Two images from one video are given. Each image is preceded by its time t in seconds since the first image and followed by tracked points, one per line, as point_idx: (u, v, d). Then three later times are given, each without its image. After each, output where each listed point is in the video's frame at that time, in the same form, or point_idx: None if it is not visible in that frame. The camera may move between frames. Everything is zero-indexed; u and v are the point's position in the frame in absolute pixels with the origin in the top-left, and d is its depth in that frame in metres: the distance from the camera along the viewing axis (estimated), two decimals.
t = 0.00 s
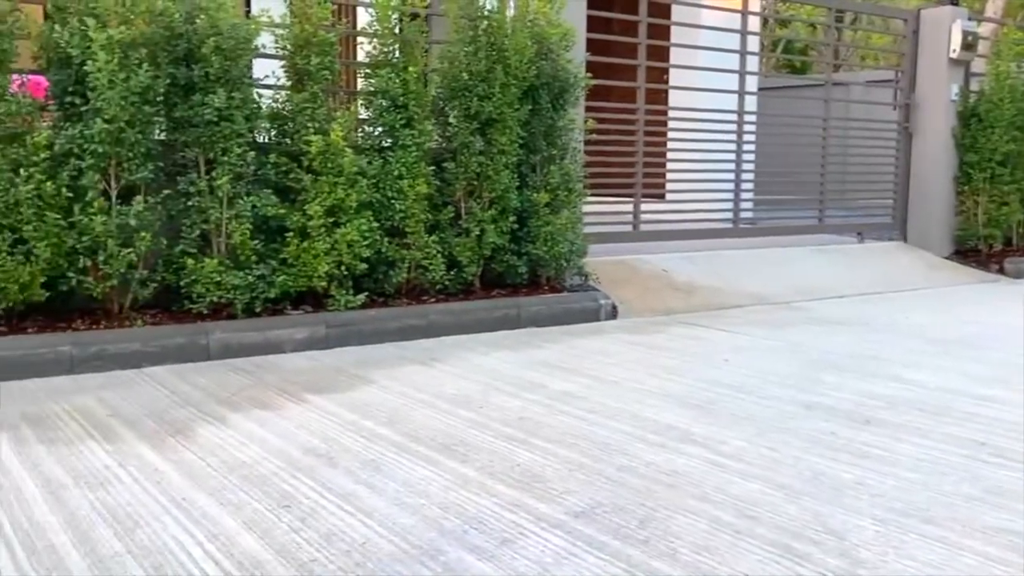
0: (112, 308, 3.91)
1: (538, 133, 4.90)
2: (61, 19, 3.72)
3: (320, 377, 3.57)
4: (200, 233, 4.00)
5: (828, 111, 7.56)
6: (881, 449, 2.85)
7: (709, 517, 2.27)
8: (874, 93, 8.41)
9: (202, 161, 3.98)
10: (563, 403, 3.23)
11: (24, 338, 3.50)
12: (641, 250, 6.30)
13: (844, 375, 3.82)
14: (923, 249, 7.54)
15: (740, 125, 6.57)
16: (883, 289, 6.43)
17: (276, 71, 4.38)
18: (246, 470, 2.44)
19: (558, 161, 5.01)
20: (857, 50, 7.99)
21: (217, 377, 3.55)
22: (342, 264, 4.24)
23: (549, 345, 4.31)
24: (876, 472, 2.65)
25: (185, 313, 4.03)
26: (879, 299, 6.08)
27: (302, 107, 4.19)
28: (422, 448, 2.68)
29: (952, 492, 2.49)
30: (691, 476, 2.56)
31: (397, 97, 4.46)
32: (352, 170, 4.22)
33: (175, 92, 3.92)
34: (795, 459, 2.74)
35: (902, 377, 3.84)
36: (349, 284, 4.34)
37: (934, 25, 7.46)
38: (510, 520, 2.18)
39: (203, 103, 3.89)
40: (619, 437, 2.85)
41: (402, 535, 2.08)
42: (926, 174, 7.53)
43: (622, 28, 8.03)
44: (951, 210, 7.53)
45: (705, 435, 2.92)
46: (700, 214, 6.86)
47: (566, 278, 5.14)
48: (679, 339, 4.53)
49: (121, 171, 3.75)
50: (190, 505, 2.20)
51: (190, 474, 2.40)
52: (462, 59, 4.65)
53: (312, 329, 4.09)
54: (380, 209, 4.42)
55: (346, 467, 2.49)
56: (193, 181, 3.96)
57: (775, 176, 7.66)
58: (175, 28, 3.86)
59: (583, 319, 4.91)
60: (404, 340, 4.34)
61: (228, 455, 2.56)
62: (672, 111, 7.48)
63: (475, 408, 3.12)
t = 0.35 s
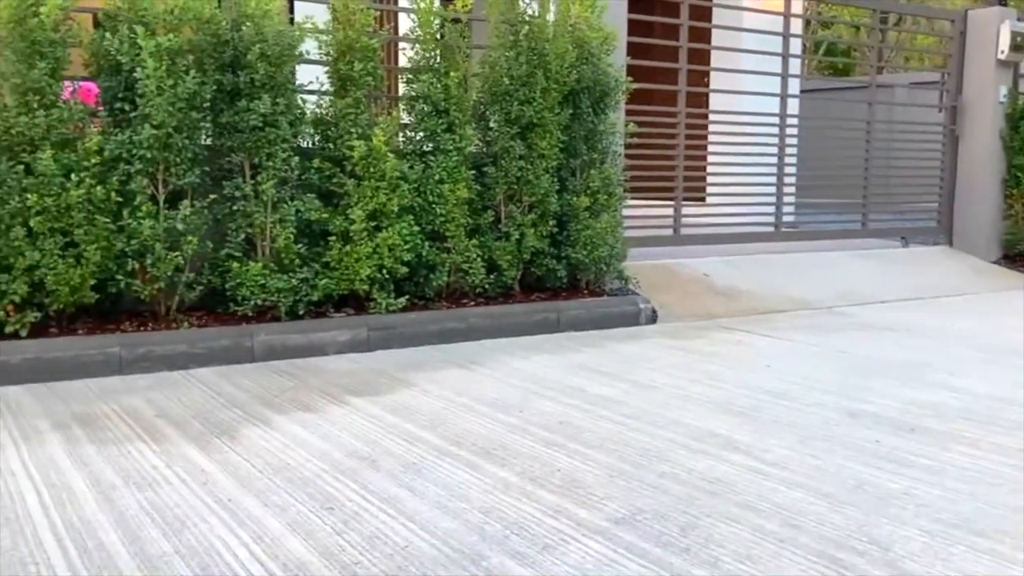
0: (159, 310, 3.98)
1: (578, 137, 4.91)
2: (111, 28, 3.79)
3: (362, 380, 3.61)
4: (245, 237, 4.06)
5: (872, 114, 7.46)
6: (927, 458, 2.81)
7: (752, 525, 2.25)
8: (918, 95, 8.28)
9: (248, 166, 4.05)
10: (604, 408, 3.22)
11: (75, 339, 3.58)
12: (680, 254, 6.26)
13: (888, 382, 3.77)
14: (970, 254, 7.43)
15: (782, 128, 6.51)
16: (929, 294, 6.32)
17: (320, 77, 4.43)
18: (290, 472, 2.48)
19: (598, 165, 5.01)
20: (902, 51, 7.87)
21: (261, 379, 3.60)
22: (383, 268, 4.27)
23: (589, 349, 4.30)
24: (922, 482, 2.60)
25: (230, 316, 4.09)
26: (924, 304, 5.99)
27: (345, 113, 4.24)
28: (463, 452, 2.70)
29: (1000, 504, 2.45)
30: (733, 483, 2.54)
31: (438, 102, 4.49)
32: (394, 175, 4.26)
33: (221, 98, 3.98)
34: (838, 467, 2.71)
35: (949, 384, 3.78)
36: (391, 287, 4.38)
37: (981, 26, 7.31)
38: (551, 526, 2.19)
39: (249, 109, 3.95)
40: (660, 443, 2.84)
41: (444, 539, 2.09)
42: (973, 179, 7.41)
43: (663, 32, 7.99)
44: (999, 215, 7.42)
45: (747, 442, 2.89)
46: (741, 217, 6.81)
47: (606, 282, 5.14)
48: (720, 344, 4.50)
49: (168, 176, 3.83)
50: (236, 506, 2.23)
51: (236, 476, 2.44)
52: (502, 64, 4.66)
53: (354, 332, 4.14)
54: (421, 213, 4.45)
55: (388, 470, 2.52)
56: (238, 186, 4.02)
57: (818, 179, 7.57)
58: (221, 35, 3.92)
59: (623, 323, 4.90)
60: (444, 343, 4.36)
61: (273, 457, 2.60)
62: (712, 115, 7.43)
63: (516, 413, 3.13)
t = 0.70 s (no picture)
0: (199, 313, 4.03)
1: (614, 141, 4.90)
2: (154, 35, 3.84)
3: (398, 384, 3.62)
4: (284, 241, 4.10)
5: (914, 117, 7.35)
6: (971, 468, 2.75)
7: (791, 535, 2.23)
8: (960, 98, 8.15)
9: (287, 171, 4.09)
10: (640, 415, 3.21)
11: (118, 342, 3.64)
12: (717, 259, 6.22)
13: (930, 390, 3.71)
14: (1015, 260, 7.29)
15: (821, 132, 6.44)
16: (971, 300, 6.21)
17: (358, 82, 4.47)
18: (328, 476, 2.50)
19: (634, 170, 4.99)
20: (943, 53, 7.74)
21: (299, 382, 3.63)
22: (419, 272, 4.30)
23: (624, 355, 4.28)
24: (966, 493, 2.56)
25: (268, 319, 4.13)
26: (967, 311, 5.88)
27: (383, 118, 4.27)
28: (499, 457, 2.70)
29: None
30: (772, 492, 2.51)
31: (474, 107, 4.51)
32: (430, 180, 4.28)
33: (261, 104, 4.03)
34: (879, 477, 2.66)
35: (993, 393, 3.70)
36: (427, 291, 4.39)
37: None
38: (587, 533, 2.18)
39: (289, 115, 3.99)
40: (697, 451, 2.82)
41: (480, 545, 2.09)
42: (1017, 183, 7.27)
43: (699, 35, 7.95)
44: None
45: (786, 451, 2.86)
46: (779, 222, 6.74)
47: (642, 286, 5.11)
48: (757, 350, 4.46)
49: (209, 182, 3.88)
50: (275, 509, 2.25)
51: (275, 479, 2.46)
52: (539, 68, 4.66)
53: (390, 335, 4.16)
54: (457, 218, 4.47)
55: (424, 475, 2.52)
56: (277, 191, 4.06)
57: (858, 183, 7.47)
58: (261, 42, 3.96)
59: (659, 328, 4.87)
60: (479, 347, 4.37)
61: (311, 460, 2.62)
62: (749, 119, 7.36)
63: (551, 418, 3.12)
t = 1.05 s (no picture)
0: (228, 317, 4.06)
1: (641, 146, 4.89)
2: (184, 41, 3.88)
3: (424, 389, 3.63)
4: (312, 246, 4.12)
5: (944, 121, 7.26)
6: (1005, 478, 2.71)
7: (821, 545, 2.20)
8: (992, 101, 8.04)
9: (315, 176, 4.11)
10: (667, 422, 3.19)
11: (148, 345, 3.68)
12: (745, 264, 6.17)
13: (962, 398, 3.65)
14: None
15: (850, 136, 6.38)
16: (1003, 306, 6.11)
17: (386, 88, 4.49)
18: (355, 481, 2.50)
19: (661, 174, 4.97)
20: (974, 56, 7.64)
21: (326, 386, 3.65)
22: (446, 276, 4.30)
23: (651, 360, 4.26)
24: (1000, 504, 2.51)
25: (296, 323, 4.16)
26: (999, 317, 5.79)
27: (410, 124, 4.29)
28: (525, 463, 2.69)
29: None
30: (802, 501, 2.49)
31: (501, 112, 4.53)
32: (457, 185, 4.29)
33: (290, 110, 4.06)
34: (910, 487, 2.63)
35: None
36: (453, 295, 4.40)
37: None
38: (615, 542, 2.17)
39: (317, 120, 4.02)
40: (725, 459, 2.80)
41: (508, 553, 2.09)
42: None
43: (726, 38, 7.92)
44: None
45: (815, 459, 2.83)
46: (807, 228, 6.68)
47: (669, 291, 5.09)
48: (785, 357, 4.41)
49: (238, 187, 3.92)
50: (303, 514, 2.26)
51: (303, 484, 2.47)
52: (566, 73, 4.65)
53: (417, 340, 4.16)
54: (483, 222, 4.47)
55: (451, 481, 2.52)
56: (305, 196, 4.09)
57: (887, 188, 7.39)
58: (290, 48, 3.99)
59: (686, 334, 4.84)
60: (505, 352, 4.36)
61: (339, 465, 2.63)
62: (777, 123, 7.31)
63: (578, 425, 3.11)
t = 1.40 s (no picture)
0: (251, 324, 4.08)
1: (664, 154, 4.87)
2: (209, 49, 3.90)
3: (445, 397, 3.61)
4: (334, 254, 4.13)
5: (972, 127, 7.17)
6: None
7: (847, 561, 2.16)
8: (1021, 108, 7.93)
9: (338, 184, 4.12)
10: (690, 433, 3.15)
11: (171, 352, 3.69)
12: (769, 273, 6.12)
13: (991, 411, 3.59)
14: None
15: (876, 143, 6.31)
16: None
17: (409, 96, 4.50)
18: (376, 491, 2.49)
19: (685, 182, 4.95)
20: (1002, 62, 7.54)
21: (347, 394, 3.65)
22: (468, 284, 4.30)
23: (674, 370, 4.22)
24: None
25: (318, 330, 4.16)
26: None
27: (433, 131, 4.29)
28: (546, 474, 2.67)
29: None
30: (828, 516, 2.45)
31: (524, 120, 4.52)
32: (479, 193, 4.29)
33: (314, 118, 4.07)
34: (939, 502, 2.58)
35: None
36: (475, 303, 4.39)
37: None
38: (637, 555, 2.15)
39: (340, 128, 4.03)
40: (749, 471, 2.76)
41: (528, 566, 2.07)
42: None
43: (750, 44, 7.86)
44: None
45: (841, 472, 2.79)
46: (833, 235, 6.61)
47: (692, 300, 5.05)
48: (810, 367, 4.36)
49: (262, 195, 3.94)
50: (323, 524, 2.26)
51: (323, 493, 2.47)
52: (589, 81, 4.64)
53: (438, 348, 4.16)
54: (506, 230, 4.47)
55: (472, 492, 2.51)
56: (328, 204, 4.10)
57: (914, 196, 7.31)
58: (314, 56, 4.01)
59: (710, 343, 4.80)
60: (527, 360, 4.35)
61: (359, 475, 2.63)
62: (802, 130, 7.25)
63: (600, 435, 3.09)
